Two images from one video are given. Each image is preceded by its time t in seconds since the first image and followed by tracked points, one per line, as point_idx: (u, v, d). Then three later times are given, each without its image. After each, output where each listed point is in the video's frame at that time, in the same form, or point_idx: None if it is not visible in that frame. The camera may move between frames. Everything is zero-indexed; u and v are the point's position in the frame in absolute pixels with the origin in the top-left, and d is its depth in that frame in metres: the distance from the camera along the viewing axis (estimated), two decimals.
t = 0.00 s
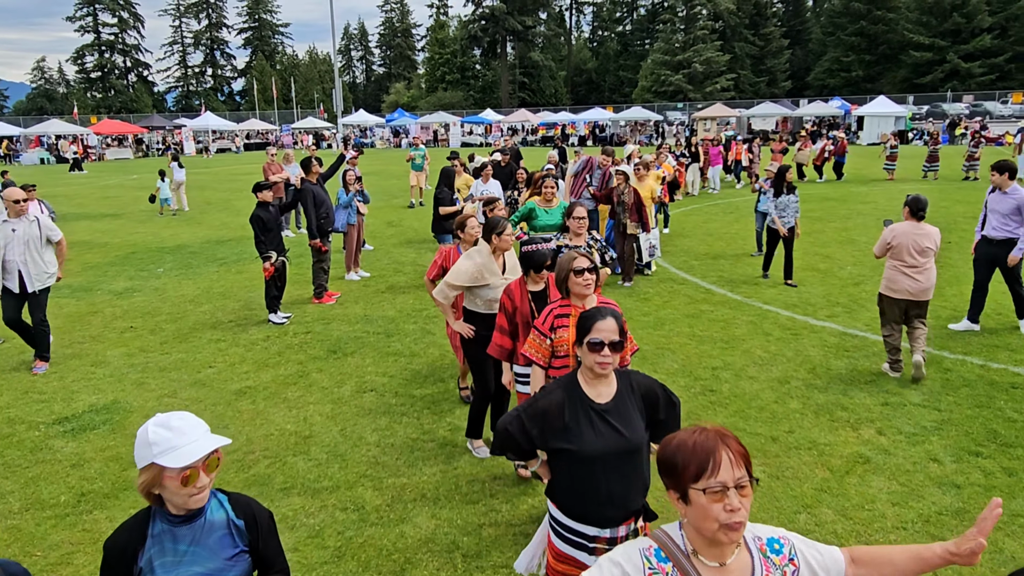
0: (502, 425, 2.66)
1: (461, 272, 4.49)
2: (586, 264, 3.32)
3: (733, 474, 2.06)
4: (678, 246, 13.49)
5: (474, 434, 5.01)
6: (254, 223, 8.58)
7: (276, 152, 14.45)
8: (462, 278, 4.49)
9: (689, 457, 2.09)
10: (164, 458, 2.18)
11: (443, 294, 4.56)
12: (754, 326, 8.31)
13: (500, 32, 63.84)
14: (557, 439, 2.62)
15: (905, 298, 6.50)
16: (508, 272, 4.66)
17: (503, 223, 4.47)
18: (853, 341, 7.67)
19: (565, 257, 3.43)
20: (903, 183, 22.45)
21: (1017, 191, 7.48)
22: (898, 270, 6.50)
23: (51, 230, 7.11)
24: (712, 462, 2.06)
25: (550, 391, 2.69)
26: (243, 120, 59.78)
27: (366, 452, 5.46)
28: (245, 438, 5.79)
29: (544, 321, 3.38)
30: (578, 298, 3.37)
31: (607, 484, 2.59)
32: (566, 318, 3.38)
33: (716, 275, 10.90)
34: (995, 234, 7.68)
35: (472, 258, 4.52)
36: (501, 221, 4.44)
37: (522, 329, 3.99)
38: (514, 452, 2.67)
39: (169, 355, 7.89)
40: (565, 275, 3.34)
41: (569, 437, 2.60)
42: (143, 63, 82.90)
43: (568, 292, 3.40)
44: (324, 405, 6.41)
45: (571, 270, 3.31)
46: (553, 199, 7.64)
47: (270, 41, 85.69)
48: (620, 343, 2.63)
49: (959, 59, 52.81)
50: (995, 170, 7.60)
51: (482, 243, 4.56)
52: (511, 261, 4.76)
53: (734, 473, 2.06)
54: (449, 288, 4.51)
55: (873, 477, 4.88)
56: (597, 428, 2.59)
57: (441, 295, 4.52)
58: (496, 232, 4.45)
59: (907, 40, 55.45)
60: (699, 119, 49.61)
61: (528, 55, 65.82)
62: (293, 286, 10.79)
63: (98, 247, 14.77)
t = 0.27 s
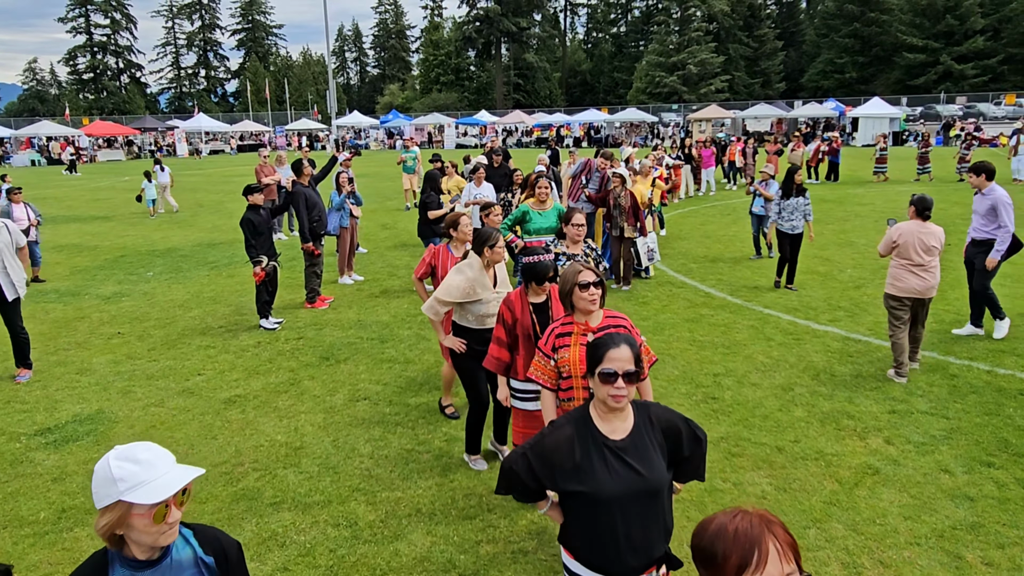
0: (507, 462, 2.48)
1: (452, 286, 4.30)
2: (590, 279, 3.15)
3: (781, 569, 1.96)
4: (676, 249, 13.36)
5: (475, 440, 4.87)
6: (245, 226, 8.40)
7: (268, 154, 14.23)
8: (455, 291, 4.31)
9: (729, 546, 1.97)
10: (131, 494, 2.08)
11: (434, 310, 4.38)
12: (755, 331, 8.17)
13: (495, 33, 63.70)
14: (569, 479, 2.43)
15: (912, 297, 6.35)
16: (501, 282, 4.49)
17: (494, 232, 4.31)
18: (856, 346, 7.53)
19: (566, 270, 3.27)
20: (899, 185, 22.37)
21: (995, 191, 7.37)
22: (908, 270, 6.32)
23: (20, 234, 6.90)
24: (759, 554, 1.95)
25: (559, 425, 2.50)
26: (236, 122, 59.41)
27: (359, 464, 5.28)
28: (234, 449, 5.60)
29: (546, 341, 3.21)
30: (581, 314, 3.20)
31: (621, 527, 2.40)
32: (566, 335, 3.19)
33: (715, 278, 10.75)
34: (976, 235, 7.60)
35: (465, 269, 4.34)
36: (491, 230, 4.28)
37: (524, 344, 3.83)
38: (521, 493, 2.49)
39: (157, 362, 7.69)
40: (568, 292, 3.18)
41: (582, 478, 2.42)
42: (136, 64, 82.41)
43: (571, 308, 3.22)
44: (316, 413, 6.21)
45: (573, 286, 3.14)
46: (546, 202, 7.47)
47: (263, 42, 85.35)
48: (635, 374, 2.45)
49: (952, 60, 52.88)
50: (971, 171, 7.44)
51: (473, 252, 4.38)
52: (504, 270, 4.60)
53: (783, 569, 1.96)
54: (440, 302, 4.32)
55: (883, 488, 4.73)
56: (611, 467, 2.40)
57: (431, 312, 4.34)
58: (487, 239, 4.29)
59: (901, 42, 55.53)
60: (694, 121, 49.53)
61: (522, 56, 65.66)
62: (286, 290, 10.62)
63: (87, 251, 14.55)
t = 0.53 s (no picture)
0: (505, 487, 2.34)
1: (450, 285, 4.13)
2: (597, 285, 2.98)
3: None
4: (674, 250, 13.22)
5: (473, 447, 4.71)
6: (236, 228, 8.21)
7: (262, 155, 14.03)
8: (452, 288, 4.14)
9: None
10: (89, 525, 2.04)
11: (429, 309, 4.19)
12: (757, 334, 8.02)
13: (491, 34, 63.61)
14: (573, 511, 2.27)
15: (921, 296, 6.46)
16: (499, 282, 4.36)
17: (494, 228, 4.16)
18: (860, 350, 7.39)
19: (572, 272, 3.11)
20: (897, 186, 22.28)
21: (983, 192, 7.27)
22: (917, 269, 6.39)
23: None
24: None
25: (563, 451, 2.35)
26: (232, 123, 59.17)
27: (351, 475, 5.10)
28: (223, 459, 5.41)
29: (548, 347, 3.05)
30: (587, 322, 3.04)
31: (630, 564, 2.22)
32: (570, 345, 3.02)
33: (715, 280, 10.60)
34: (966, 236, 7.55)
35: (463, 267, 4.18)
36: (489, 228, 4.14)
37: (527, 346, 3.68)
38: (519, 520, 2.36)
39: (146, 367, 7.50)
40: (573, 298, 3.01)
41: (588, 511, 2.25)
42: (131, 65, 82.07)
43: (576, 314, 3.06)
44: (308, 422, 6.03)
45: (579, 291, 2.97)
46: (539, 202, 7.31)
47: (259, 43, 85.10)
48: (648, 398, 2.30)
49: (947, 61, 52.93)
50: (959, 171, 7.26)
51: (471, 250, 4.22)
52: (502, 269, 4.45)
53: None
54: (437, 301, 4.14)
55: (895, 500, 4.57)
56: (620, 500, 2.24)
57: (427, 311, 4.14)
58: (484, 238, 4.15)
59: (896, 43, 55.57)
60: (691, 121, 49.45)
61: (518, 57, 65.51)
62: (279, 294, 10.43)
63: (78, 254, 14.33)
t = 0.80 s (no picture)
0: (493, 533, 2.12)
1: (452, 299, 3.97)
2: (601, 298, 2.80)
3: None
4: (675, 250, 13.06)
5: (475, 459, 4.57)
6: (229, 228, 8.05)
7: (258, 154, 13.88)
8: (454, 302, 3.98)
9: None
10: (33, 555, 1.85)
11: (431, 324, 4.04)
12: (761, 336, 7.87)
13: (489, 32, 63.40)
14: (570, 562, 2.07)
15: (931, 294, 6.31)
16: (501, 293, 4.20)
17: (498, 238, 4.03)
18: (867, 353, 7.24)
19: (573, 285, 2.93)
20: (897, 185, 22.16)
21: (979, 193, 7.13)
22: (925, 268, 6.24)
23: None
24: None
25: (559, 494, 2.13)
26: (229, 122, 58.89)
27: (346, 484, 4.94)
28: (213, 467, 5.24)
29: (548, 367, 2.87)
30: (589, 338, 2.85)
31: None
32: (571, 363, 2.83)
33: (717, 281, 10.43)
34: (961, 238, 7.36)
35: (465, 278, 4.02)
36: (493, 239, 3.99)
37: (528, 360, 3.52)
38: (508, 568, 2.13)
39: (137, 371, 7.33)
40: (574, 314, 2.80)
41: (587, 560, 2.04)
42: (128, 63, 81.79)
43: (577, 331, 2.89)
44: (302, 428, 5.86)
45: (581, 307, 2.78)
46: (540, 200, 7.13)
47: (257, 41, 84.83)
48: (656, 437, 2.10)
49: (946, 60, 52.84)
50: (956, 171, 7.08)
51: (473, 262, 4.07)
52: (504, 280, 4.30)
53: None
54: (440, 317, 3.99)
55: (908, 510, 4.42)
56: (623, 549, 2.04)
57: (430, 326, 4.00)
58: (488, 249, 4.00)
59: (895, 42, 55.49)
60: (690, 120, 49.28)
61: (516, 55, 65.38)
62: (274, 296, 10.26)
63: (71, 254, 14.14)
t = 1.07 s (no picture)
0: None
1: (451, 296, 3.79)
2: (616, 311, 2.64)
3: None
4: (677, 251, 12.89)
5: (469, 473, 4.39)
6: (225, 230, 7.88)
7: (257, 154, 13.73)
8: (454, 301, 3.80)
9: None
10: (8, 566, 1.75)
11: (429, 323, 3.81)
12: (767, 340, 7.70)
13: (488, 31, 63.14)
14: None
15: (942, 297, 6.13)
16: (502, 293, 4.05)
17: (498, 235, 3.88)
18: (877, 358, 7.08)
19: (582, 295, 2.76)
20: (899, 185, 22.01)
21: (983, 195, 6.98)
22: (936, 270, 6.06)
23: None
24: None
25: (579, 543, 1.91)
26: (228, 120, 58.69)
27: (344, 497, 4.76)
28: (206, 477, 5.07)
29: (557, 387, 2.70)
30: (600, 355, 2.69)
31: None
32: (580, 381, 2.66)
33: (721, 283, 10.27)
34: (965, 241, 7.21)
35: (466, 274, 3.86)
36: (492, 234, 3.85)
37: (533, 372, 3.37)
38: None
39: (129, 376, 7.15)
40: (585, 328, 2.65)
41: None
42: (127, 62, 81.52)
43: (587, 346, 2.70)
44: (298, 436, 5.69)
45: (592, 319, 2.63)
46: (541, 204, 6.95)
47: (256, 40, 84.56)
48: (689, 476, 1.91)
49: (946, 59, 52.67)
50: (959, 172, 6.91)
51: (472, 257, 3.90)
52: (504, 278, 4.15)
53: None
54: (438, 313, 3.79)
55: (927, 526, 4.26)
56: None
57: (428, 324, 3.78)
58: (487, 245, 3.86)
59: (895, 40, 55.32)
60: (691, 119, 49.08)
61: (516, 54, 65.19)
62: (271, 297, 10.09)
63: (65, 254, 13.96)
